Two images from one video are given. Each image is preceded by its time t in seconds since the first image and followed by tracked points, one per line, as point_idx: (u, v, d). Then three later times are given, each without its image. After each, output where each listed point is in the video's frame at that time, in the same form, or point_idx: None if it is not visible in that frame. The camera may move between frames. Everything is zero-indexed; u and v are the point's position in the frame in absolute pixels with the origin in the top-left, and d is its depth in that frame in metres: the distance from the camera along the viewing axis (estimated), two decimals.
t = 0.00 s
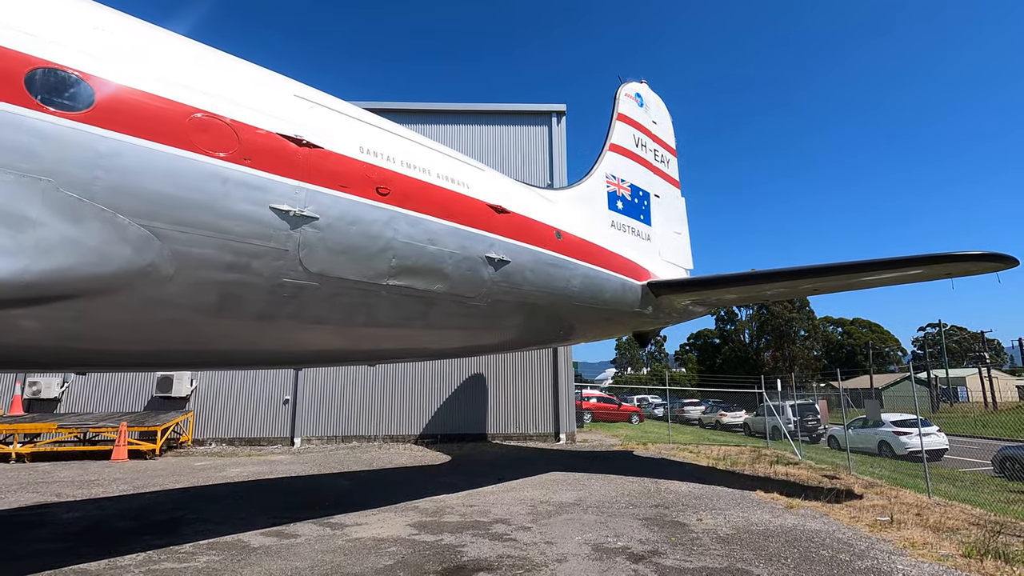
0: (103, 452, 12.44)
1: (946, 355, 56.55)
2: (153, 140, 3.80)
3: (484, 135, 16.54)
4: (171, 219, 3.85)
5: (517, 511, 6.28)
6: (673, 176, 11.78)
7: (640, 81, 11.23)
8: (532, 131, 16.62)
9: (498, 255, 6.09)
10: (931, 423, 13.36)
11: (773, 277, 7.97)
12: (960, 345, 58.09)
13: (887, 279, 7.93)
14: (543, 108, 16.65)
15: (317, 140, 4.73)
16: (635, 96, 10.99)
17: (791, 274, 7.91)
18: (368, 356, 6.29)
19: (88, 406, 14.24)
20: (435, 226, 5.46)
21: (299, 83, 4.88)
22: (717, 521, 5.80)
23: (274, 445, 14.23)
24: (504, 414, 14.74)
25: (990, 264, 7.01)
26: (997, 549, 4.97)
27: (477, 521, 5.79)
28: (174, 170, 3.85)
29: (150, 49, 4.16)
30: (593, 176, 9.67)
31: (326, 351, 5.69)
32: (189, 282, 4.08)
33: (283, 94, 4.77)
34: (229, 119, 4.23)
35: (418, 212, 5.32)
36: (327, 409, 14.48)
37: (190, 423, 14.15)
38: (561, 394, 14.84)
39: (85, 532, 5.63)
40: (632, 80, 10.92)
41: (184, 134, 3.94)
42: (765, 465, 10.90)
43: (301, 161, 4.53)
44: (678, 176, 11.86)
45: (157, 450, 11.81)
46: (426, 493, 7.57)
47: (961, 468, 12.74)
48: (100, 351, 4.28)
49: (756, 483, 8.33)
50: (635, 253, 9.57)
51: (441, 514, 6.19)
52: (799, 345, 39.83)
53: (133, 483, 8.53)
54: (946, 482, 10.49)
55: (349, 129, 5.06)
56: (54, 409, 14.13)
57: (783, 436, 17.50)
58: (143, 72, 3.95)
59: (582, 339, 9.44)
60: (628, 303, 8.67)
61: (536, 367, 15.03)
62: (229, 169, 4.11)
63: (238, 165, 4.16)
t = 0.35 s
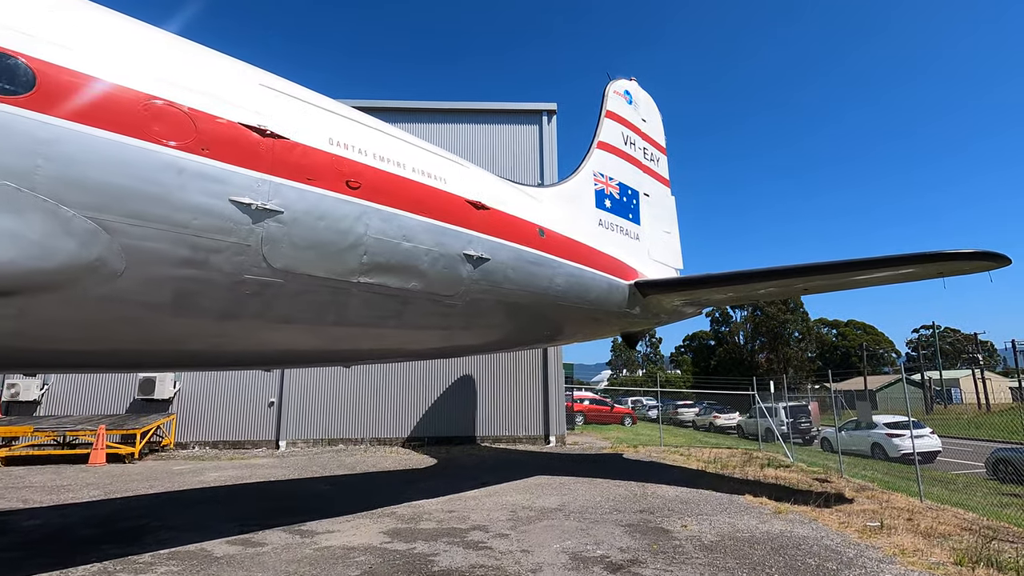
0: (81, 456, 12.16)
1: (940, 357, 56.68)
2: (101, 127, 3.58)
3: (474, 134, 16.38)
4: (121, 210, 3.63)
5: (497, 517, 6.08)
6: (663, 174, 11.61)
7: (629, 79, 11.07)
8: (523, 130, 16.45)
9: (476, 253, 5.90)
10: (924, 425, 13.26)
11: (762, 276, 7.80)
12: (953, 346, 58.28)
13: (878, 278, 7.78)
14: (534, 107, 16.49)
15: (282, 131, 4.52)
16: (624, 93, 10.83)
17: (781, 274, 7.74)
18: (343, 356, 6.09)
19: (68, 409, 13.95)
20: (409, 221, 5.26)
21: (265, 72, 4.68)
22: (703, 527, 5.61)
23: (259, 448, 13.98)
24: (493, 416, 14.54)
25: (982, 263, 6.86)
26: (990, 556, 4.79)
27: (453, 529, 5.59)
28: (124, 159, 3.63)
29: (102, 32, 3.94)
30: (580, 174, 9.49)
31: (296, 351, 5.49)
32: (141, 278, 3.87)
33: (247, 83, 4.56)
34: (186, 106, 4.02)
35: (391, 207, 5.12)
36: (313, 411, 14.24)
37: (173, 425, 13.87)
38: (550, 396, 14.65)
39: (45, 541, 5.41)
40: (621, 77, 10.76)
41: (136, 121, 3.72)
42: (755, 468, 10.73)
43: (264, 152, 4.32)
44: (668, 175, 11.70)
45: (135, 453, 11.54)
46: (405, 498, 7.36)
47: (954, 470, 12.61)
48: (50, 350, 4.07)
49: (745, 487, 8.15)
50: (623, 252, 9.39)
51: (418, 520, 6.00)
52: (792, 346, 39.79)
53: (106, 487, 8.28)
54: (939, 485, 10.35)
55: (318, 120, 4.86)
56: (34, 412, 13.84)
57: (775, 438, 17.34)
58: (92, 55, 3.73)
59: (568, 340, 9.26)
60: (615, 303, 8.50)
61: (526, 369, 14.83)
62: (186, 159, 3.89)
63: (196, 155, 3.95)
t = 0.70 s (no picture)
0: (57, 462, 11.85)
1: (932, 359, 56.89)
2: (44, 117, 3.36)
3: (463, 135, 16.20)
4: (65, 205, 3.41)
5: (476, 526, 5.88)
6: (652, 174, 11.46)
7: (618, 78, 10.91)
8: (512, 131, 16.30)
9: (454, 252, 5.71)
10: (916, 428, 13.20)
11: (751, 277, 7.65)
12: (945, 348, 58.56)
13: (868, 279, 7.63)
14: (524, 107, 16.34)
15: (245, 123, 4.32)
16: (612, 92, 10.66)
17: (770, 274, 7.58)
18: (316, 360, 5.88)
19: (47, 413, 13.65)
20: (382, 219, 5.06)
21: (229, 63, 4.48)
22: (688, 536, 5.43)
23: (242, 453, 13.72)
24: (482, 420, 14.33)
25: (974, 263, 6.73)
26: (983, 566, 4.63)
27: (429, 539, 5.38)
28: (68, 151, 3.41)
29: (50, 17, 3.73)
30: (566, 173, 9.32)
31: (264, 355, 5.28)
32: (89, 278, 3.66)
33: (209, 73, 4.36)
34: (139, 97, 3.81)
35: (363, 205, 4.93)
36: (298, 415, 13.99)
37: (154, 430, 13.58)
38: (540, 399, 14.46)
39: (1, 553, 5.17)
40: (609, 76, 10.60)
41: (82, 111, 3.51)
42: (746, 473, 10.57)
43: (225, 146, 4.12)
44: (657, 175, 11.55)
45: (112, 459, 11.24)
46: (385, 505, 7.14)
47: (947, 474, 12.50)
48: None
49: (734, 493, 7.98)
50: (610, 253, 9.22)
51: (394, 530, 5.78)
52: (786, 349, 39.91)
53: (77, 495, 8.02)
54: (931, 489, 10.21)
55: (285, 114, 4.66)
56: (12, 417, 13.52)
57: (767, 441, 17.21)
58: (37, 40, 3.51)
59: (555, 342, 9.08)
60: (601, 304, 8.32)
61: (515, 372, 14.63)
62: (138, 152, 3.69)
63: (149, 149, 3.75)
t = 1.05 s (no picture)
0: (30, 467, 11.48)
1: (924, 363, 57.16)
2: None
3: (453, 133, 15.98)
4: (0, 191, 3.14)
5: (454, 535, 5.63)
6: (642, 173, 11.27)
7: (607, 75, 10.73)
8: (503, 130, 16.10)
9: (432, 248, 5.47)
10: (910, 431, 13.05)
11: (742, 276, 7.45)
12: (937, 352, 58.85)
13: (862, 278, 7.46)
14: (514, 106, 16.15)
15: (204, 109, 4.07)
16: (602, 89, 10.47)
17: (762, 273, 7.38)
18: (287, 360, 5.61)
19: (22, 416, 13.27)
20: (354, 212, 4.81)
21: (190, 45, 4.23)
22: (675, 545, 5.21)
23: (224, 457, 13.39)
24: (470, 423, 14.06)
25: (969, 263, 6.57)
26: None
27: (403, 548, 5.12)
28: (4, 133, 3.14)
29: None
30: (554, 170, 9.10)
31: (230, 354, 5.01)
32: (30, 270, 3.39)
33: (166, 56, 4.11)
34: (87, 78, 3.56)
35: (333, 197, 4.68)
36: (282, 418, 13.68)
37: (132, 433, 13.23)
38: (529, 402, 14.22)
39: None
40: (599, 72, 10.41)
41: (21, 90, 3.24)
42: (738, 477, 10.35)
43: (182, 132, 3.87)
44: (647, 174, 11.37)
45: (87, 463, 10.90)
46: (363, 512, 6.87)
47: (940, 478, 12.36)
48: None
49: (724, 498, 7.76)
50: (598, 252, 9.00)
51: (368, 538, 5.52)
52: (779, 352, 39.86)
53: (43, 502, 7.70)
54: (924, 494, 10.04)
55: (250, 100, 4.40)
56: None
57: (759, 444, 17.02)
58: None
59: (542, 343, 8.85)
60: (589, 304, 8.10)
61: (504, 374, 14.38)
62: (85, 136, 3.43)
63: (96, 132, 3.48)
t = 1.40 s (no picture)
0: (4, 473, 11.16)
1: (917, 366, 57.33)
2: None
3: (443, 133, 15.76)
4: None
5: (432, 547, 5.39)
6: (633, 174, 11.08)
7: (598, 73, 10.55)
8: (494, 130, 15.91)
9: (409, 247, 5.24)
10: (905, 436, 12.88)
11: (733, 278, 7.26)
12: (930, 356, 59.00)
13: (857, 280, 7.27)
14: (506, 106, 15.96)
15: (161, 97, 3.82)
16: (592, 87, 10.27)
17: (754, 274, 7.18)
18: (258, 364, 5.36)
19: None
20: (325, 209, 4.58)
21: (148, 31, 3.98)
22: (661, 558, 4.99)
23: (207, 462, 13.09)
24: (459, 428, 13.82)
25: (965, 264, 6.39)
26: None
27: (377, 562, 4.88)
28: None
29: None
30: (542, 169, 8.89)
31: (194, 358, 4.77)
32: None
33: (119, 41, 3.86)
34: (28, 61, 3.31)
35: (303, 192, 4.45)
36: (267, 422, 13.40)
37: (112, 439, 12.91)
38: (520, 406, 13.98)
39: None
40: (589, 70, 10.23)
41: None
42: (730, 483, 10.15)
43: (135, 122, 3.63)
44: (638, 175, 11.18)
45: (62, 470, 10.59)
46: (340, 522, 6.63)
47: (935, 483, 12.19)
48: None
49: (716, 507, 7.54)
50: (587, 252, 8.79)
51: (341, 551, 5.28)
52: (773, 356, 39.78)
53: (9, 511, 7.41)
54: (920, 500, 9.86)
55: (212, 89, 4.16)
56: None
57: (753, 449, 16.84)
58: None
59: (529, 346, 8.63)
60: (576, 306, 7.89)
61: (494, 377, 14.14)
62: (25, 124, 3.19)
63: (39, 120, 3.24)
